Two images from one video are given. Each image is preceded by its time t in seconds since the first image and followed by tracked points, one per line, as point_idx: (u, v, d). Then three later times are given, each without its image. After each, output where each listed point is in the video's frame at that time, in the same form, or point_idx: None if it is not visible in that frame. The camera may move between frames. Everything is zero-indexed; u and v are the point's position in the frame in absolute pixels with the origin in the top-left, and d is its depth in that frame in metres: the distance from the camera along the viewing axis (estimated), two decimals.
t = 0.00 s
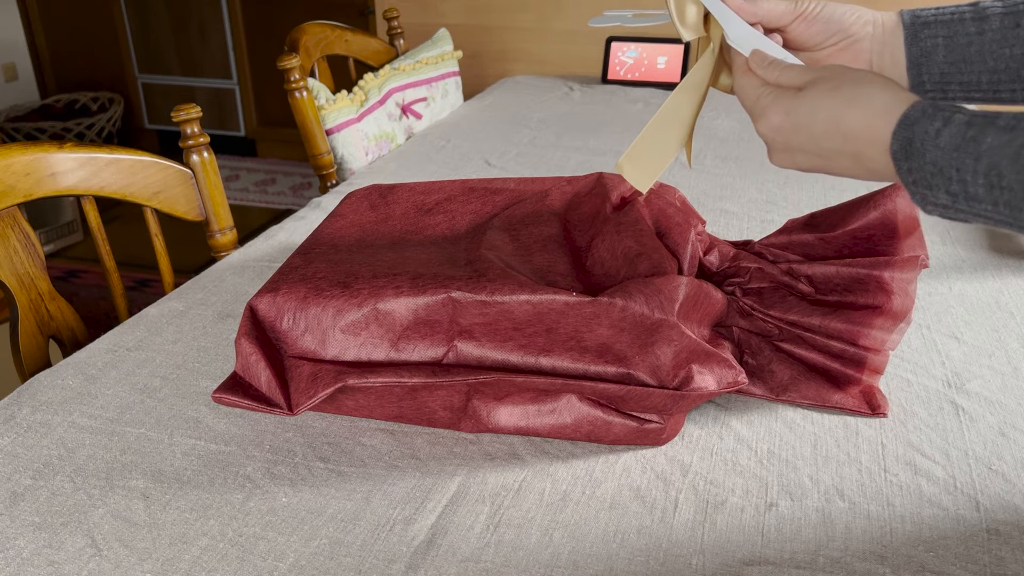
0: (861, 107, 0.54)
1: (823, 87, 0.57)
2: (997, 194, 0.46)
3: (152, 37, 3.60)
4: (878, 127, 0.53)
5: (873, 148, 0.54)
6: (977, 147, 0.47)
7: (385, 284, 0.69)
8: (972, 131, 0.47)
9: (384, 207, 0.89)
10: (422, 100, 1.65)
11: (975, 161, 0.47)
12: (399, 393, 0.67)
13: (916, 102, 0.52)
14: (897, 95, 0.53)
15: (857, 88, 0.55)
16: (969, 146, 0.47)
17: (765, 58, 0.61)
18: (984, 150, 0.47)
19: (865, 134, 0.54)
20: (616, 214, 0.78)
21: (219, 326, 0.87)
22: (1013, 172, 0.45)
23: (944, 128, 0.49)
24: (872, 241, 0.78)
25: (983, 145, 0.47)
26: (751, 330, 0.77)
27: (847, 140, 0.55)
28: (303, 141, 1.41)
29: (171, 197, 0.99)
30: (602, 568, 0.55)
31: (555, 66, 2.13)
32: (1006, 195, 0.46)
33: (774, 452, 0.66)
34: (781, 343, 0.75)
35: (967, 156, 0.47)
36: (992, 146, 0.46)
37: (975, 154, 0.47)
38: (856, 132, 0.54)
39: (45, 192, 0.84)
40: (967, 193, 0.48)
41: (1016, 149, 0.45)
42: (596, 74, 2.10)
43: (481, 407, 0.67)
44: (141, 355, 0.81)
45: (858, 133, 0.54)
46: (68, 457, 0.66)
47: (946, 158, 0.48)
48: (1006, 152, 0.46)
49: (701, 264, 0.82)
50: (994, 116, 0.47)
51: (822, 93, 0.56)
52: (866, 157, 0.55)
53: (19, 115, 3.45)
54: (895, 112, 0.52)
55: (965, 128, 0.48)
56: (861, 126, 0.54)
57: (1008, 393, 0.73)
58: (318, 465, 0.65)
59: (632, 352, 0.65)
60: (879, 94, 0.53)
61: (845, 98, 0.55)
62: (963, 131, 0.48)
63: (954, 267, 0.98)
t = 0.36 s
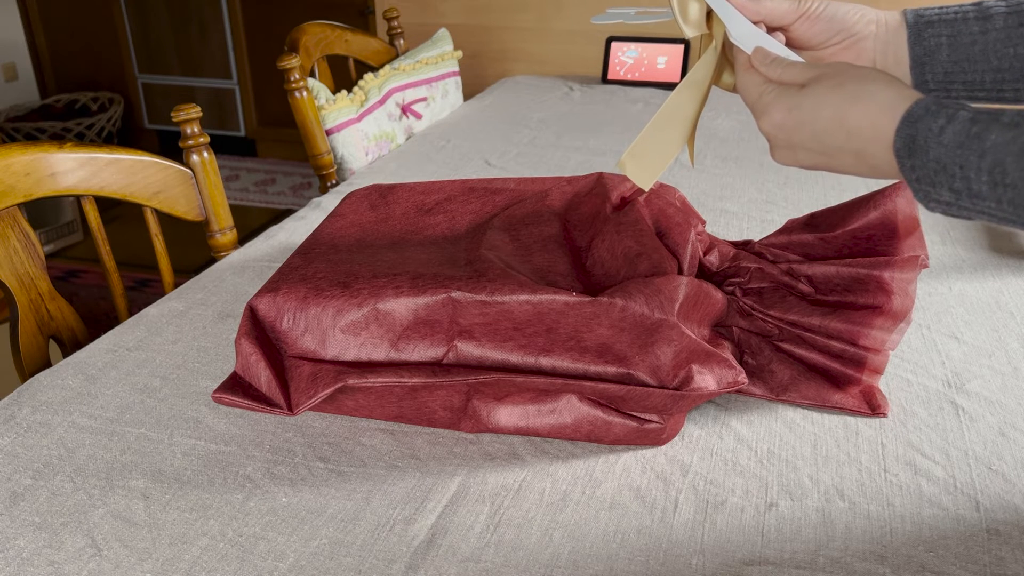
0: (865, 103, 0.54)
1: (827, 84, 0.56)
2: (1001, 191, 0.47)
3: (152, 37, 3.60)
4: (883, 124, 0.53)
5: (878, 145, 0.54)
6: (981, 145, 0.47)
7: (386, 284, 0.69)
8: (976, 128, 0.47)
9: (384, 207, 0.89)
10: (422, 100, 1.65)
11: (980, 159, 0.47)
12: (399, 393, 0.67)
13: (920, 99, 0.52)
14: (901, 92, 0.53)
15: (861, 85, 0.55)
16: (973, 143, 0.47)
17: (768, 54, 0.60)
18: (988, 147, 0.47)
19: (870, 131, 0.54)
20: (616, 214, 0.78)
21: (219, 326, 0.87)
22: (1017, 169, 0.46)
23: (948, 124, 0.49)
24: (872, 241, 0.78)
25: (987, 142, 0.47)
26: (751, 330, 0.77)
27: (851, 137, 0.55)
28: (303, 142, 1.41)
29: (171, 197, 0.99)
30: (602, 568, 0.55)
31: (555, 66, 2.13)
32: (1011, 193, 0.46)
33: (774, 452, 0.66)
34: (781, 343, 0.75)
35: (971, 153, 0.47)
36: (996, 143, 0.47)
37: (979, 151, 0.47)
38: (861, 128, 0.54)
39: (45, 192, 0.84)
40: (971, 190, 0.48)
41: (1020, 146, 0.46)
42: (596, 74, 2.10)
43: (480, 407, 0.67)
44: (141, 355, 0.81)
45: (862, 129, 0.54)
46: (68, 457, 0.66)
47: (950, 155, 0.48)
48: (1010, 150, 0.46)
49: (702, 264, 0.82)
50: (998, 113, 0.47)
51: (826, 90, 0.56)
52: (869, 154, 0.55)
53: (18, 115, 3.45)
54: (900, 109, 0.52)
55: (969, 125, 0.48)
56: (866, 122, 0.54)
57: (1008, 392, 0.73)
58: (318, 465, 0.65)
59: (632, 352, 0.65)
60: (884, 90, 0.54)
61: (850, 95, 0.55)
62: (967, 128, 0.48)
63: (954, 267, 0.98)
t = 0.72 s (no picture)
0: (864, 103, 0.54)
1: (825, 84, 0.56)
2: (999, 190, 0.47)
3: (152, 37, 3.60)
4: (882, 123, 0.53)
5: (878, 144, 0.54)
6: (980, 143, 0.47)
7: (385, 284, 0.69)
8: (976, 127, 0.48)
9: (384, 207, 0.89)
10: (422, 100, 1.65)
11: (979, 157, 0.47)
12: (399, 393, 0.67)
13: (919, 98, 0.52)
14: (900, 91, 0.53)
15: (859, 84, 0.55)
16: (972, 142, 0.47)
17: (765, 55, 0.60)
18: (988, 146, 0.47)
19: (869, 129, 0.54)
20: (616, 214, 0.79)
21: (219, 326, 0.87)
22: (1016, 168, 0.46)
23: (947, 124, 0.49)
24: (872, 241, 0.78)
25: (986, 141, 0.47)
26: (751, 330, 0.77)
27: (850, 135, 0.55)
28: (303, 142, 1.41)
29: (171, 197, 0.99)
30: (602, 568, 0.55)
31: (555, 66, 2.13)
32: (1009, 191, 0.46)
33: (774, 452, 0.66)
34: (781, 343, 0.75)
35: (971, 152, 0.47)
36: (996, 142, 0.47)
37: (979, 150, 0.47)
38: (860, 127, 0.54)
39: (45, 192, 0.84)
40: (969, 188, 0.48)
41: (1019, 144, 0.46)
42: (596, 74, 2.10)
43: (480, 407, 0.67)
44: (140, 355, 0.81)
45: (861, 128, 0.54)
46: (68, 457, 0.66)
47: (950, 154, 0.48)
48: (1009, 148, 0.46)
49: (701, 264, 0.82)
50: (997, 111, 0.48)
51: (825, 89, 0.56)
52: (869, 152, 0.55)
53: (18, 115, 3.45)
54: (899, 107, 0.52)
55: (968, 123, 0.48)
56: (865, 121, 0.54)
57: (1008, 392, 0.73)
58: (318, 465, 0.65)
59: (632, 352, 0.65)
60: (882, 89, 0.54)
61: (848, 94, 0.55)
62: (966, 127, 0.48)
63: (954, 267, 0.98)
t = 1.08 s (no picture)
0: (856, 108, 0.54)
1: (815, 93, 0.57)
2: (992, 192, 0.47)
3: (152, 37, 3.60)
4: (876, 126, 0.53)
5: (870, 149, 0.54)
6: (973, 146, 0.47)
7: (386, 284, 0.69)
8: (968, 129, 0.48)
9: (384, 207, 0.89)
10: (422, 100, 1.65)
11: (972, 159, 0.47)
12: (399, 393, 0.67)
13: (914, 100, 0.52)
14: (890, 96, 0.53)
15: (849, 91, 0.55)
16: (965, 144, 0.47)
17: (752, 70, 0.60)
18: (980, 147, 0.47)
19: (861, 135, 0.54)
20: (616, 214, 0.79)
21: (219, 326, 0.87)
22: (1008, 169, 0.46)
23: (939, 126, 0.49)
24: (872, 241, 0.78)
25: (979, 143, 0.47)
26: (751, 330, 0.77)
27: (842, 142, 0.56)
28: (303, 142, 1.41)
29: (171, 197, 0.99)
30: (602, 568, 0.55)
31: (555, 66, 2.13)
32: (1002, 193, 0.46)
33: (774, 452, 0.66)
34: (781, 343, 0.75)
35: (963, 154, 0.47)
36: (987, 144, 0.47)
37: (971, 152, 0.47)
38: (852, 133, 0.55)
39: (45, 192, 0.84)
40: (962, 191, 0.48)
41: (1012, 146, 0.46)
42: (596, 74, 2.10)
43: (480, 407, 0.67)
44: (140, 355, 0.81)
45: (854, 134, 0.55)
46: (68, 457, 0.66)
47: (942, 156, 0.48)
48: (1002, 150, 0.46)
49: (701, 264, 0.82)
50: (989, 113, 0.48)
51: (815, 97, 0.57)
52: (862, 157, 0.55)
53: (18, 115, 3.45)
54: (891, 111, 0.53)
55: (961, 125, 0.48)
56: (857, 126, 0.54)
57: (1008, 392, 0.73)
58: (318, 465, 0.65)
59: (632, 352, 0.65)
60: (872, 95, 0.54)
61: (839, 101, 0.55)
62: (959, 129, 0.48)
63: (954, 267, 0.98)
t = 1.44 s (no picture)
0: (850, 109, 0.54)
1: (807, 95, 0.57)
2: (986, 193, 0.46)
3: (152, 37, 3.60)
4: (871, 127, 0.53)
5: (865, 149, 0.54)
6: (966, 147, 0.47)
7: (385, 284, 0.69)
8: (962, 130, 0.47)
9: (384, 207, 0.89)
10: (422, 100, 1.65)
11: (965, 160, 0.47)
12: (399, 393, 0.67)
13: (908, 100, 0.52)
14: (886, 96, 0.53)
15: (842, 92, 0.55)
16: (958, 145, 0.47)
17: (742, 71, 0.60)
18: (974, 148, 0.47)
19: (856, 135, 0.54)
20: (616, 214, 0.79)
21: (219, 326, 0.87)
22: (1002, 170, 0.45)
23: (934, 127, 0.49)
24: (872, 241, 0.78)
25: (972, 143, 0.47)
26: (751, 330, 0.77)
27: (837, 142, 0.55)
28: (303, 142, 1.41)
29: (171, 197, 0.99)
30: (602, 568, 0.55)
31: (554, 65, 2.13)
32: (995, 194, 0.46)
33: (774, 452, 0.66)
34: (781, 344, 0.75)
35: (957, 155, 0.47)
36: (981, 145, 0.46)
37: (964, 153, 0.47)
38: (847, 134, 0.54)
39: (45, 192, 0.84)
40: (956, 192, 0.48)
41: (1005, 147, 0.46)
42: (596, 74, 2.10)
43: (480, 407, 0.67)
44: (141, 355, 0.81)
45: (848, 135, 0.54)
46: (68, 457, 0.66)
47: (936, 158, 0.48)
48: (995, 151, 0.46)
49: (701, 264, 0.82)
50: (983, 114, 0.47)
51: (808, 99, 0.56)
52: (857, 158, 0.55)
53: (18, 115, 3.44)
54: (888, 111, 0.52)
55: (954, 126, 0.48)
56: (852, 127, 0.54)
57: (1008, 392, 0.73)
58: (318, 465, 0.65)
59: (632, 352, 0.65)
60: (866, 95, 0.54)
61: (832, 101, 0.55)
62: (953, 130, 0.48)
63: (954, 267, 0.98)
